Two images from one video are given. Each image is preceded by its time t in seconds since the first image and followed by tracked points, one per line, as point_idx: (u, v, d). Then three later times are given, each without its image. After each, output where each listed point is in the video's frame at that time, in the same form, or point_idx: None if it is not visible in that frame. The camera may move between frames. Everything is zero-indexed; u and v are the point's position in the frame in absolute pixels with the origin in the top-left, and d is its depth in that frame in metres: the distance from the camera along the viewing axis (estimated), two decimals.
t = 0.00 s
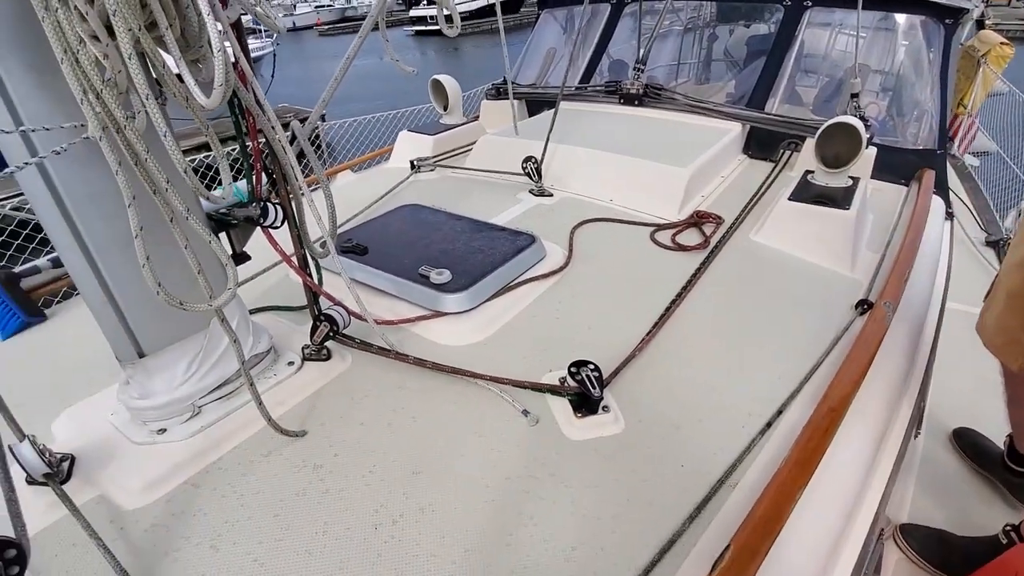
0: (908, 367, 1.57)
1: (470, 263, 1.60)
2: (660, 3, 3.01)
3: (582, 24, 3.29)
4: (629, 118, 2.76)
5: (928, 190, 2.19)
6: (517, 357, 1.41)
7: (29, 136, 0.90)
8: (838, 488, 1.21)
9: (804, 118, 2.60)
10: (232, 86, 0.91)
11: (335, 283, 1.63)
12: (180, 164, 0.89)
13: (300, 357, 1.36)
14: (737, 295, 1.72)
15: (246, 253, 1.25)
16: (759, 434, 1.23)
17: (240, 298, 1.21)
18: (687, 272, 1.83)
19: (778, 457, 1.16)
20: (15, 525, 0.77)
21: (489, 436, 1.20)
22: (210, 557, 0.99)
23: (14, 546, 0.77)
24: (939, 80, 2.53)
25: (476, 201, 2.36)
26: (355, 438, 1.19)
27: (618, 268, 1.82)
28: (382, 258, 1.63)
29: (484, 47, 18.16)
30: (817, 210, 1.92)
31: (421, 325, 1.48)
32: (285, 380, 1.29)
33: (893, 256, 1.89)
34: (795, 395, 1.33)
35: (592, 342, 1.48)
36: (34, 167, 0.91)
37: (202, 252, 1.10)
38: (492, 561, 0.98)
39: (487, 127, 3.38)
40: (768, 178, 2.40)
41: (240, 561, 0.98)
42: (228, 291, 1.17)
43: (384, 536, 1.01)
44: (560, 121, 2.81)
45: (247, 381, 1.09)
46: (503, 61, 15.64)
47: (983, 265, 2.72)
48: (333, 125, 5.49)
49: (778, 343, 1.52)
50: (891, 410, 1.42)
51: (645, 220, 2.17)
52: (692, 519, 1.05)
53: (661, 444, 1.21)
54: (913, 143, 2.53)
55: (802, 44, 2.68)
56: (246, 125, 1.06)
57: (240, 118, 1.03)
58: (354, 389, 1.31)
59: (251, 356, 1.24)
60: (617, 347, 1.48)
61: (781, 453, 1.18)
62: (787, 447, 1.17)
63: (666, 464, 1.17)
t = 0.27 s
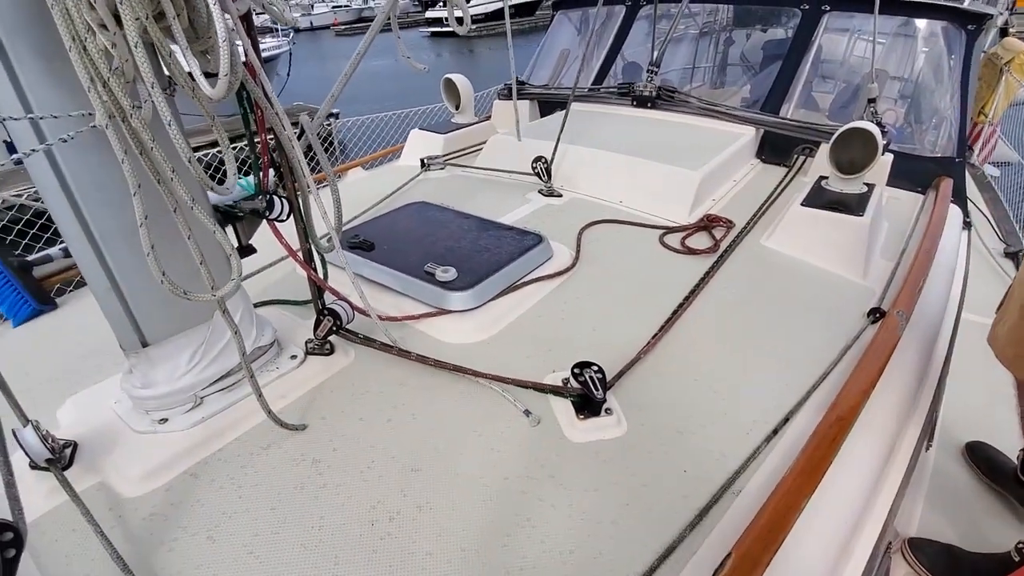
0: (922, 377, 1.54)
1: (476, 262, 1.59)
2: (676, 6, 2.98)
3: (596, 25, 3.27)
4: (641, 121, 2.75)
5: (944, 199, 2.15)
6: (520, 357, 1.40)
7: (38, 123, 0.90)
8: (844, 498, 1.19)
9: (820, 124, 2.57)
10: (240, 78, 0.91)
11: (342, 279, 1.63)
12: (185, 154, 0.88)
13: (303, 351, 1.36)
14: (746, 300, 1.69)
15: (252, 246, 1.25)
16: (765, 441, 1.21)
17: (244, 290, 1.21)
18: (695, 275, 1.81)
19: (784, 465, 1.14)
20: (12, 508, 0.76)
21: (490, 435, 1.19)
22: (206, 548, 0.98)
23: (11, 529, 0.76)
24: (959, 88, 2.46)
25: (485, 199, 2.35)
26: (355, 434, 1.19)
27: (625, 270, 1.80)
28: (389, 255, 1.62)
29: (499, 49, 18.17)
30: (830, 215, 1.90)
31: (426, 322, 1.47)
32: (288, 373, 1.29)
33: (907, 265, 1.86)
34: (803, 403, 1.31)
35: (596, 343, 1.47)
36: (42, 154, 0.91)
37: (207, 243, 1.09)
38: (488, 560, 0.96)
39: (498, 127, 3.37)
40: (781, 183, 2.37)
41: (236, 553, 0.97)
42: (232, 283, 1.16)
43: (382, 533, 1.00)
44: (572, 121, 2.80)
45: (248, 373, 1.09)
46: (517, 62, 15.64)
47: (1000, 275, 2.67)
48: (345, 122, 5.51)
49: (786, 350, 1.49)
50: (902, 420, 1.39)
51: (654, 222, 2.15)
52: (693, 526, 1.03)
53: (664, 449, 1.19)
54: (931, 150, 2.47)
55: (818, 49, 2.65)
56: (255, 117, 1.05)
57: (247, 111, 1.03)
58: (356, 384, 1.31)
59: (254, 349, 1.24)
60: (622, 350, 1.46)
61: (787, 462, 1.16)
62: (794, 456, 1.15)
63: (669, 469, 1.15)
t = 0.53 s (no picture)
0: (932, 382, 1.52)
1: (483, 256, 1.59)
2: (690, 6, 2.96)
3: (609, 25, 3.26)
4: (652, 120, 2.74)
5: (958, 203, 2.13)
6: (524, 352, 1.40)
7: (52, 106, 0.91)
8: (848, 501, 1.18)
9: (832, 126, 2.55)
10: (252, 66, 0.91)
11: (349, 271, 1.63)
12: (195, 140, 0.89)
13: (310, 341, 1.37)
14: (753, 300, 1.68)
15: (261, 235, 1.25)
16: (769, 442, 1.20)
17: (252, 278, 1.22)
18: (703, 275, 1.80)
19: (788, 466, 1.14)
20: (17, 485, 0.77)
21: (493, 428, 1.19)
22: (209, 532, 0.99)
23: (15, 506, 0.76)
24: (976, 93, 2.43)
25: (493, 195, 2.36)
26: (359, 424, 1.19)
27: (633, 269, 1.80)
28: (396, 248, 1.63)
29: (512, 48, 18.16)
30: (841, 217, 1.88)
31: (432, 315, 1.48)
32: (293, 363, 1.30)
33: (919, 269, 1.84)
34: (808, 405, 1.30)
35: (601, 340, 1.47)
36: (55, 136, 0.92)
37: (216, 230, 1.11)
38: (488, 553, 0.97)
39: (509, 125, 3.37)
40: (792, 185, 2.36)
41: (237, 539, 0.98)
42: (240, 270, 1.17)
43: (383, 522, 1.01)
44: (583, 120, 2.79)
45: (254, 361, 1.10)
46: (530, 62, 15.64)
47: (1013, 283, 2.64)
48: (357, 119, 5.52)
49: (793, 352, 1.48)
50: (909, 424, 1.38)
51: (662, 221, 2.14)
52: (694, 524, 1.02)
53: (667, 447, 1.19)
54: (945, 155, 2.45)
55: (833, 52, 2.62)
56: (265, 107, 1.06)
57: (258, 101, 1.03)
58: (361, 375, 1.31)
59: (261, 337, 1.25)
60: (627, 347, 1.46)
61: (791, 463, 1.15)
62: (798, 457, 1.14)
63: (672, 467, 1.15)
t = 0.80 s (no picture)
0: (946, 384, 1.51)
1: (495, 256, 1.61)
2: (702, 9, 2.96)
3: (621, 27, 3.27)
4: (664, 122, 2.74)
5: (973, 206, 2.11)
6: (536, 352, 1.41)
7: (80, 106, 0.94)
8: (859, 502, 1.18)
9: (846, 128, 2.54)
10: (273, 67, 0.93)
11: (363, 270, 1.65)
12: (219, 138, 0.91)
13: (324, 338, 1.39)
14: (765, 302, 1.68)
15: (279, 234, 1.27)
16: (780, 443, 1.20)
17: (269, 276, 1.24)
18: (714, 276, 1.80)
19: (799, 467, 1.14)
20: (43, 474, 0.79)
21: (504, 426, 1.21)
22: (226, 523, 1.01)
23: (40, 494, 0.79)
24: (992, 97, 2.40)
25: (505, 196, 2.38)
26: (372, 421, 1.21)
27: (644, 270, 1.80)
28: (409, 248, 1.65)
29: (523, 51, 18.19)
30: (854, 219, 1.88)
31: (444, 314, 1.50)
32: (308, 359, 1.32)
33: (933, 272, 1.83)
34: (820, 406, 1.29)
35: (612, 340, 1.48)
36: (83, 135, 0.95)
37: (236, 227, 1.13)
38: (497, 548, 0.98)
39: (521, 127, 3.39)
40: (804, 186, 2.35)
41: (253, 531, 1.00)
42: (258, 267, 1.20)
43: (395, 517, 1.02)
44: (594, 122, 2.80)
45: (271, 357, 1.12)
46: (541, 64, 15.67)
47: None
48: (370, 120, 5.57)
49: (805, 353, 1.48)
50: (922, 427, 1.38)
51: (673, 223, 2.15)
52: (703, 524, 1.03)
53: (678, 446, 1.19)
54: (959, 158, 2.40)
55: (847, 54, 2.61)
56: (284, 107, 1.08)
57: (278, 102, 1.05)
58: (374, 372, 1.33)
59: (277, 333, 1.27)
60: (638, 348, 1.47)
61: (802, 463, 1.15)
62: (810, 458, 1.14)
63: (682, 466, 1.15)
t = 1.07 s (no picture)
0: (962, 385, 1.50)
1: (508, 258, 1.62)
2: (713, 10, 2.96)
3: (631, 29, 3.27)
4: (675, 123, 2.75)
5: (988, 205, 2.10)
6: (549, 353, 1.42)
7: (108, 114, 0.96)
8: (875, 503, 1.17)
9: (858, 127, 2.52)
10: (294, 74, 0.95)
11: (377, 272, 1.67)
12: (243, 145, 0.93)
13: (341, 339, 1.41)
14: (778, 302, 1.68)
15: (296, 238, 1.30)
16: (794, 443, 1.20)
17: (287, 279, 1.26)
18: (727, 277, 1.80)
19: (814, 467, 1.14)
20: (75, 473, 0.83)
21: (519, 426, 1.22)
22: (248, 521, 1.03)
23: (72, 492, 0.83)
24: (1004, 95, 2.39)
25: (516, 198, 2.39)
26: (388, 421, 1.22)
27: (656, 271, 1.80)
28: (423, 250, 1.67)
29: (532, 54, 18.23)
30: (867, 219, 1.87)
31: (458, 316, 1.51)
32: (326, 361, 1.34)
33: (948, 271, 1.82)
34: (835, 406, 1.29)
35: (625, 341, 1.48)
36: (111, 143, 0.97)
37: (257, 232, 1.15)
38: (513, 547, 0.99)
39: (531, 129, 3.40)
40: (816, 186, 2.34)
41: (272, 530, 1.02)
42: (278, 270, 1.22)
43: (411, 516, 1.03)
44: (605, 124, 2.82)
45: (291, 358, 1.14)
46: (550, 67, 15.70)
47: None
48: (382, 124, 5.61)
49: (819, 354, 1.48)
50: (938, 427, 1.37)
51: (685, 223, 2.15)
52: (718, 524, 1.03)
53: (692, 446, 1.20)
54: (974, 156, 2.39)
55: (859, 53, 2.60)
56: (303, 113, 1.10)
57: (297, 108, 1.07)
58: (389, 373, 1.35)
59: (296, 335, 1.29)
60: (651, 348, 1.47)
61: (817, 464, 1.15)
62: (824, 458, 1.14)
63: (696, 466, 1.15)
